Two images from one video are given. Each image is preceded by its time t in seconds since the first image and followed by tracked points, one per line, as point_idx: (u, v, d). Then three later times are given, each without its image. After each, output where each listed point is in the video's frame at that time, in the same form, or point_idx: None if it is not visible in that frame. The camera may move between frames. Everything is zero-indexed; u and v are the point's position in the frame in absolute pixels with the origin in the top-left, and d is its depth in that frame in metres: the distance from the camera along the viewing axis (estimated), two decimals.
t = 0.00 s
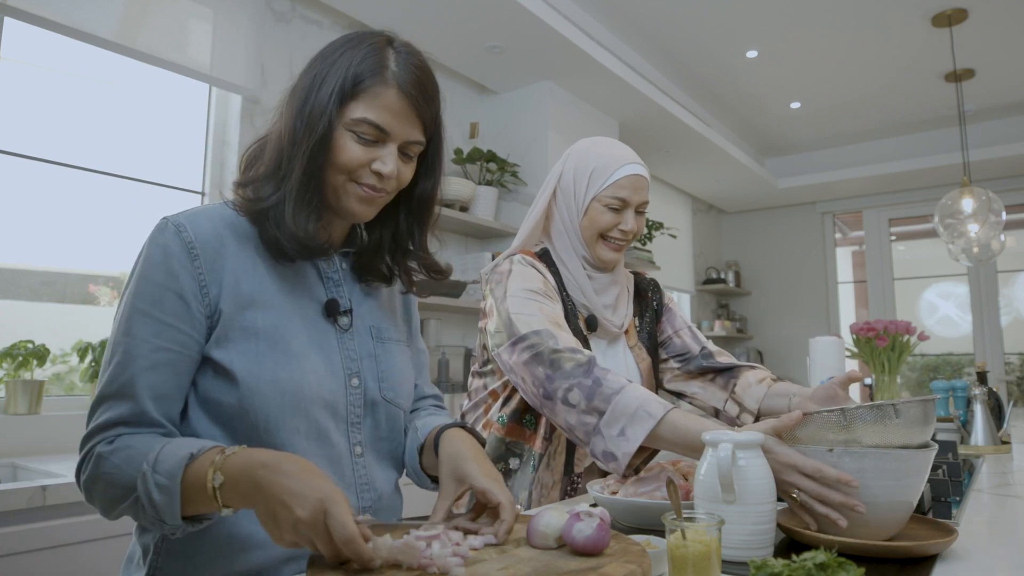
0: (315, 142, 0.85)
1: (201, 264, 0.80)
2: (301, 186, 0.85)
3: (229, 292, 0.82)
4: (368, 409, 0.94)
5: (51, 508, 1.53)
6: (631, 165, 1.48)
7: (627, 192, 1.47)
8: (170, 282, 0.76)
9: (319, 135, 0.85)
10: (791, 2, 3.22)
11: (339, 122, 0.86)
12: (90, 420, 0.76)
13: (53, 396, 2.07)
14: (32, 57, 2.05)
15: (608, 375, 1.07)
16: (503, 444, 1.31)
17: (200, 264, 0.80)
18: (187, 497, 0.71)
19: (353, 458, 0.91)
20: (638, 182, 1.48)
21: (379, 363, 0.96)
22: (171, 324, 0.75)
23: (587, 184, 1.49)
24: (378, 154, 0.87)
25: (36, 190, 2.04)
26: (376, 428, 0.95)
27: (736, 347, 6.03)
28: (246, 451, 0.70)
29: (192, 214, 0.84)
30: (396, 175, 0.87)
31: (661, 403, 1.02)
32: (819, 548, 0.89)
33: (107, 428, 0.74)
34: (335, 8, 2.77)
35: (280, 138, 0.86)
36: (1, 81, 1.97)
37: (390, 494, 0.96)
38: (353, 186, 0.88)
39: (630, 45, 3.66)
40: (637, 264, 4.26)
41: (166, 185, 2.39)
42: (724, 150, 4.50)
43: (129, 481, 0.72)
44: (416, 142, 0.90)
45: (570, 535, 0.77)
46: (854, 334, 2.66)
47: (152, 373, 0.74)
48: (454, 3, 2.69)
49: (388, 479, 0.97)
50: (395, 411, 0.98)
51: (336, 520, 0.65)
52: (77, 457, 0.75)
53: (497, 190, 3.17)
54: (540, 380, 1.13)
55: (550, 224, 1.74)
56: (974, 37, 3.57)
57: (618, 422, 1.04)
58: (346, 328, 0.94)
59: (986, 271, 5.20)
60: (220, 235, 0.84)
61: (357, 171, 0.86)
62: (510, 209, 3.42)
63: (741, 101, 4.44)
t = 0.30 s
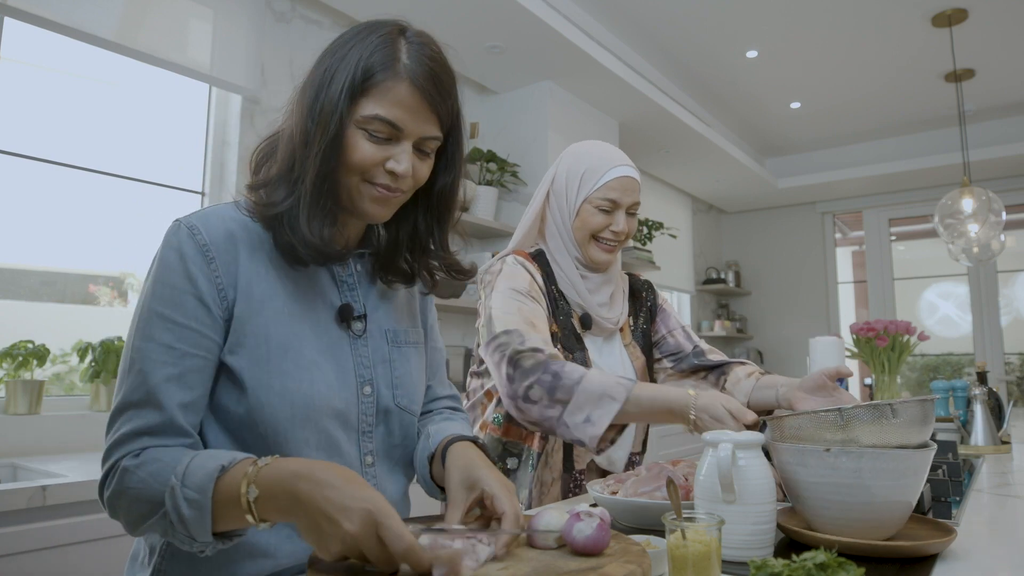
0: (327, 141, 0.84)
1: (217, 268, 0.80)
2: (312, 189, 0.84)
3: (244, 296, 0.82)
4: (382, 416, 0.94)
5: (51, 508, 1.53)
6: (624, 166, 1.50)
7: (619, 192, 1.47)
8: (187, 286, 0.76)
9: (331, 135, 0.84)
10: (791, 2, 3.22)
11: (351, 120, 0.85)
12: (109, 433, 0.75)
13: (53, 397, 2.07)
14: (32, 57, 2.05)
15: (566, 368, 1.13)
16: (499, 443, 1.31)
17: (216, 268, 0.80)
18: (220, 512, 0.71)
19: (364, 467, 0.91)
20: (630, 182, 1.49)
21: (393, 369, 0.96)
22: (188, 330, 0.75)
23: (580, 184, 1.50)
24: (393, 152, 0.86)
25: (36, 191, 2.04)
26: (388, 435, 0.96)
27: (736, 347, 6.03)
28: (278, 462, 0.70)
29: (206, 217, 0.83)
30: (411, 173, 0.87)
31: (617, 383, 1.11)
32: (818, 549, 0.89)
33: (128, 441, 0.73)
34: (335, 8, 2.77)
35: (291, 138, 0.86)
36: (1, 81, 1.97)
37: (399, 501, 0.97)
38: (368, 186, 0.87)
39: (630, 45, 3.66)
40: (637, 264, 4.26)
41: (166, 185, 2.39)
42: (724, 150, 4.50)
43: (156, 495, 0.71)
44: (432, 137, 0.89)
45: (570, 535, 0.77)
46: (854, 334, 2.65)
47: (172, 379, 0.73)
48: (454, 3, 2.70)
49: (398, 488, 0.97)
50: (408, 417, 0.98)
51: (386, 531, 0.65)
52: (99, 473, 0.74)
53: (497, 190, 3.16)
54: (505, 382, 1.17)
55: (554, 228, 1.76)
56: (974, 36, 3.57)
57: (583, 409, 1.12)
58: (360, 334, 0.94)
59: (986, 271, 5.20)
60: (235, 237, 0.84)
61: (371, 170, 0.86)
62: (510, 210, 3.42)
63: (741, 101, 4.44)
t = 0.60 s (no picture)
0: (338, 143, 0.83)
1: (213, 269, 0.80)
2: (320, 197, 0.83)
3: (241, 299, 0.82)
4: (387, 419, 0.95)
5: (51, 508, 1.52)
6: (607, 168, 1.51)
7: (603, 193, 1.49)
8: (178, 289, 0.76)
9: (342, 136, 0.83)
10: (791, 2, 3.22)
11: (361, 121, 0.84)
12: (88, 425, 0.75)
13: (53, 397, 2.07)
14: (32, 57, 2.05)
15: (520, 352, 1.17)
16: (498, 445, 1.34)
17: (212, 270, 0.80)
18: (192, 496, 0.71)
19: (369, 472, 0.91)
20: (613, 182, 1.51)
21: (395, 371, 0.96)
22: (180, 332, 0.75)
23: (566, 187, 1.51)
24: (405, 153, 0.86)
25: (35, 191, 2.04)
26: (393, 438, 0.96)
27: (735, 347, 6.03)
28: (248, 444, 0.71)
29: (201, 215, 0.83)
30: (423, 173, 0.87)
31: (568, 352, 1.17)
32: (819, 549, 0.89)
33: (105, 435, 0.73)
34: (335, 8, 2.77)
35: (293, 138, 0.84)
36: (1, 81, 1.97)
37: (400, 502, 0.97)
38: (379, 188, 0.87)
39: (630, 45, 3.66)
40: (637, 264, 4.26)
41: (166, 185, 2.39)
42: (724, 150, 4.50)
43: (129, 484, 0.71)
44: (439, 134, 0.90)
45: (570, 535, 0.77)
46: (854, 334, 2.65)
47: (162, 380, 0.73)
48: (454, 3, 2.70)
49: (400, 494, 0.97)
50: (410, 419, 0.98)
51: (356, 508, 0.66)
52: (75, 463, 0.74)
53: (497, 190, 3.16)
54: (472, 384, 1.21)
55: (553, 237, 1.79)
56: (974, 36, 3.57)
57: (548, 384, 1.16)
58: (363, 336, 0.94)
59: (986, 271, 5.20)
60: (233, 239, 0.84)
61: (383, 172, 0.86)
62: (510, 210, 3.41)
63: (741, 101, 4.44)
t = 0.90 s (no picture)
0: (324, 141, 0.83)
1: (200, 270, 0.80)
2: (310, 196, 0.83)
3: (229, 299, 0.82)
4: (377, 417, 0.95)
5: (51, 508, 1.53)
6: (572, 182, 1.72)
7: (573, 203, 1.69)
8: (167, 290, 0.76)
9: (328, 135, 0.83)
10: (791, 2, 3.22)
11: (347, 120, 0.84)
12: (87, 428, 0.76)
13: (53, 397, 2.07)
14: (32, 56, 2.05)
15: (546, 350, 1.33)
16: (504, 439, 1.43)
17: (200, 270, 0.80)
18: (198, 508, 0.72)
19: (359, 470, 0.91)
20: (581, 194, 1.71)
21: (388, 370, 0.96)
22: (166, 332, 0.76)
23: (540, 203, 1.71)
24: (393, 151, 0.86)
25: (35, 191, 2.04)
26: (383, 436, 0.96)
27: (735, 347, 6.03)
28: (253, 459, 0.72)
29: (188, 215, 0.84)
30: (411, 172, 0.87)
31: (582, 351, 1.37)
32: (819, 548, 0.89)
33: (103, 437, 0.74)
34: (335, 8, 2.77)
35: (280, 137, 0.85)
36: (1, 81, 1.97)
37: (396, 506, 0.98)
38: (367, 187, 0.87)
39: (630, 45, 3.66)
40: (638, 264, 4.26)
41: (166, 185, 2.39)
42: (724, 150, 4.50)
43: (135, 491, 0.73)
44: (429, 134, 0.89)
45: (570, 535, 0.77)
46: (853, 334, 2.66)
47: (148, 381, 0.74)
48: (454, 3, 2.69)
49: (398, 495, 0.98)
50: (401, 417, 0.98)
51: (341, 523, 0.67)
52: (78, 465, 0.75)
53: (497, 190, 3.16)
54: (499, 382, 1.34)
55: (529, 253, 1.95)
56: (974, 36, 3.57)
57: (569, 377, 1.34)
58: (353, 334, 0.93)
59: (985, 271, 5.20)
60: (221, 240, 0.84)
61: (370, 171, 0.86)
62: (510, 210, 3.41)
63: (741, 101, 4.45)
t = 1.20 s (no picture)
0: (330, 136, 0.84)
1: (201, 270, 0.80)
2: (303, 190, 0.83)
3: (230, 298, 0.81)
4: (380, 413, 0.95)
5: (52, 507, 1.53)
6: (546, 195, 1.91)
7: (547, 213, 1.87)
8: (173, 290, 0.76)
9: (333, 131, 0.84)
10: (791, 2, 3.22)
11: (350, 114, 0.85)
12: (100, 439, 0.75)
13: (53, 397, 2.07)
14: (32, 57, 2.05)
15: (538, 345, 1.49)
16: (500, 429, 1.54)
17: (200, 270, 0.80)
18: (222, 509, 0.72)
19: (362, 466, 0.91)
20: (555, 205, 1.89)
21: (388, 364, 0.96)
22: (176, 333, 0.75)
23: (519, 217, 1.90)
24: (399, 141, 0.87)
25: (35, 191, 2.04)
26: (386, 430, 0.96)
27: (735, 347, 6.03)
28: (273, 454, 0.72)
29: (184, 217, 0.83)
30: (417, 161, 0.89)
31: (571, 345, 1.52)
32: (819, 549, 0.89)
33: (118, 445, 0.73)
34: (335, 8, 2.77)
35: (276, 137, 0.85)
36: (1, 81, 1.97)
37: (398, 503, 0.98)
38: (375, 178, 0.88)
39: (630, 45, 3.66)
40: (638, 264, 4.26)
41: (166, 185, 2.39)
42: (724, 150, 4.50)
43: (156, 497, 0.72)
44: (427, 124, 0.92)
45: (570, 535, 0.77)
46: (854, 334, 2.66)
47: (160, 383, 0.73)
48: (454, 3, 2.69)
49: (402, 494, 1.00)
50: (403, 411, 0.98)
51: (376, 505, 0.67)
52: (93, 478, 0.74)
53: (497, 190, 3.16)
54: (497, 376, 1.50)
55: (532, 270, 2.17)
56: (974, 36, 3.57)
57: (560, 368, 1.50)
58: (351, 330, 0.94)
59: (986, 271, 5.20)
60: (218, 238, 0.83)
61: (379, 162, 0.86)
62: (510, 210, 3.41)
63: (741, 101, 4.45)
